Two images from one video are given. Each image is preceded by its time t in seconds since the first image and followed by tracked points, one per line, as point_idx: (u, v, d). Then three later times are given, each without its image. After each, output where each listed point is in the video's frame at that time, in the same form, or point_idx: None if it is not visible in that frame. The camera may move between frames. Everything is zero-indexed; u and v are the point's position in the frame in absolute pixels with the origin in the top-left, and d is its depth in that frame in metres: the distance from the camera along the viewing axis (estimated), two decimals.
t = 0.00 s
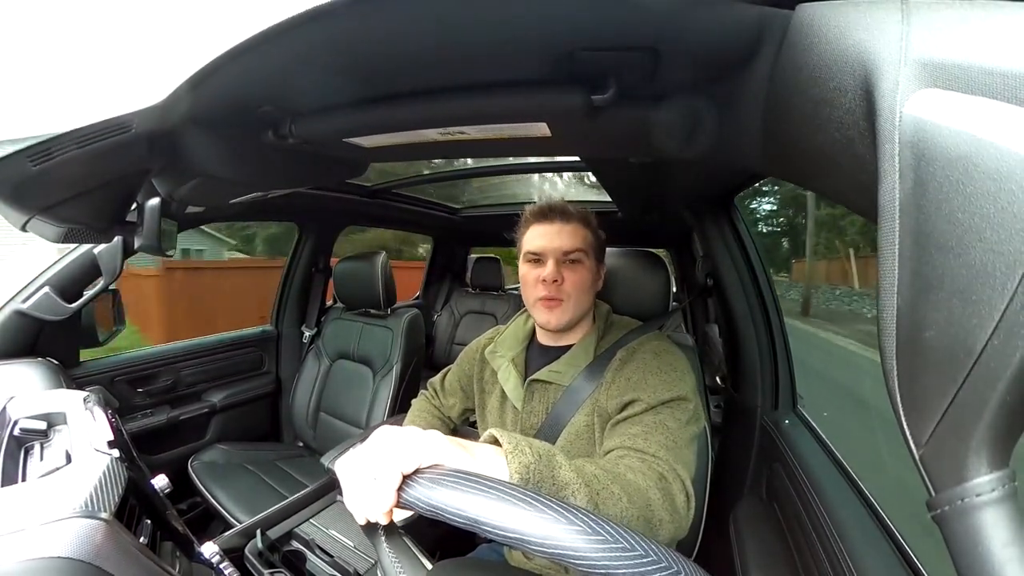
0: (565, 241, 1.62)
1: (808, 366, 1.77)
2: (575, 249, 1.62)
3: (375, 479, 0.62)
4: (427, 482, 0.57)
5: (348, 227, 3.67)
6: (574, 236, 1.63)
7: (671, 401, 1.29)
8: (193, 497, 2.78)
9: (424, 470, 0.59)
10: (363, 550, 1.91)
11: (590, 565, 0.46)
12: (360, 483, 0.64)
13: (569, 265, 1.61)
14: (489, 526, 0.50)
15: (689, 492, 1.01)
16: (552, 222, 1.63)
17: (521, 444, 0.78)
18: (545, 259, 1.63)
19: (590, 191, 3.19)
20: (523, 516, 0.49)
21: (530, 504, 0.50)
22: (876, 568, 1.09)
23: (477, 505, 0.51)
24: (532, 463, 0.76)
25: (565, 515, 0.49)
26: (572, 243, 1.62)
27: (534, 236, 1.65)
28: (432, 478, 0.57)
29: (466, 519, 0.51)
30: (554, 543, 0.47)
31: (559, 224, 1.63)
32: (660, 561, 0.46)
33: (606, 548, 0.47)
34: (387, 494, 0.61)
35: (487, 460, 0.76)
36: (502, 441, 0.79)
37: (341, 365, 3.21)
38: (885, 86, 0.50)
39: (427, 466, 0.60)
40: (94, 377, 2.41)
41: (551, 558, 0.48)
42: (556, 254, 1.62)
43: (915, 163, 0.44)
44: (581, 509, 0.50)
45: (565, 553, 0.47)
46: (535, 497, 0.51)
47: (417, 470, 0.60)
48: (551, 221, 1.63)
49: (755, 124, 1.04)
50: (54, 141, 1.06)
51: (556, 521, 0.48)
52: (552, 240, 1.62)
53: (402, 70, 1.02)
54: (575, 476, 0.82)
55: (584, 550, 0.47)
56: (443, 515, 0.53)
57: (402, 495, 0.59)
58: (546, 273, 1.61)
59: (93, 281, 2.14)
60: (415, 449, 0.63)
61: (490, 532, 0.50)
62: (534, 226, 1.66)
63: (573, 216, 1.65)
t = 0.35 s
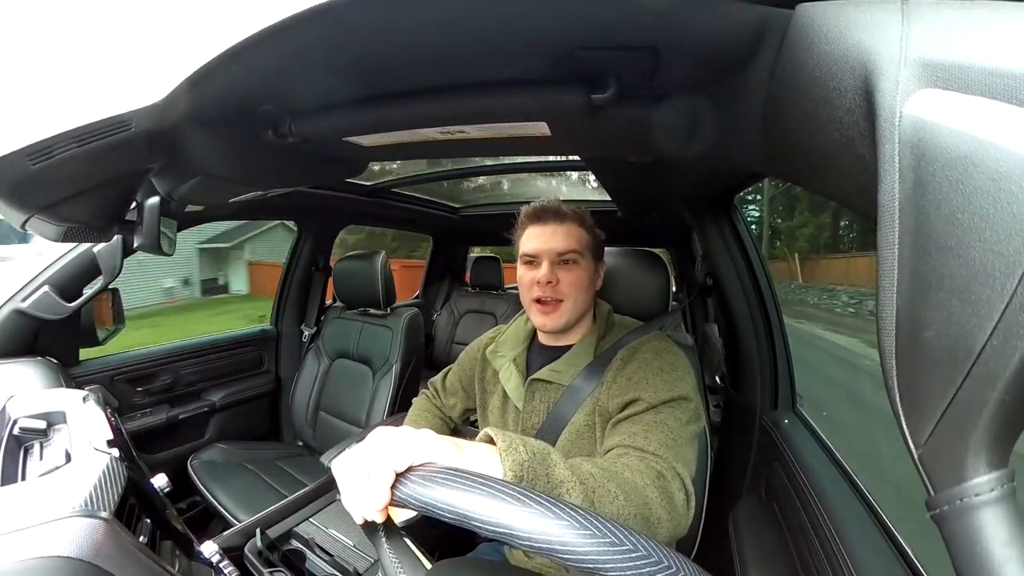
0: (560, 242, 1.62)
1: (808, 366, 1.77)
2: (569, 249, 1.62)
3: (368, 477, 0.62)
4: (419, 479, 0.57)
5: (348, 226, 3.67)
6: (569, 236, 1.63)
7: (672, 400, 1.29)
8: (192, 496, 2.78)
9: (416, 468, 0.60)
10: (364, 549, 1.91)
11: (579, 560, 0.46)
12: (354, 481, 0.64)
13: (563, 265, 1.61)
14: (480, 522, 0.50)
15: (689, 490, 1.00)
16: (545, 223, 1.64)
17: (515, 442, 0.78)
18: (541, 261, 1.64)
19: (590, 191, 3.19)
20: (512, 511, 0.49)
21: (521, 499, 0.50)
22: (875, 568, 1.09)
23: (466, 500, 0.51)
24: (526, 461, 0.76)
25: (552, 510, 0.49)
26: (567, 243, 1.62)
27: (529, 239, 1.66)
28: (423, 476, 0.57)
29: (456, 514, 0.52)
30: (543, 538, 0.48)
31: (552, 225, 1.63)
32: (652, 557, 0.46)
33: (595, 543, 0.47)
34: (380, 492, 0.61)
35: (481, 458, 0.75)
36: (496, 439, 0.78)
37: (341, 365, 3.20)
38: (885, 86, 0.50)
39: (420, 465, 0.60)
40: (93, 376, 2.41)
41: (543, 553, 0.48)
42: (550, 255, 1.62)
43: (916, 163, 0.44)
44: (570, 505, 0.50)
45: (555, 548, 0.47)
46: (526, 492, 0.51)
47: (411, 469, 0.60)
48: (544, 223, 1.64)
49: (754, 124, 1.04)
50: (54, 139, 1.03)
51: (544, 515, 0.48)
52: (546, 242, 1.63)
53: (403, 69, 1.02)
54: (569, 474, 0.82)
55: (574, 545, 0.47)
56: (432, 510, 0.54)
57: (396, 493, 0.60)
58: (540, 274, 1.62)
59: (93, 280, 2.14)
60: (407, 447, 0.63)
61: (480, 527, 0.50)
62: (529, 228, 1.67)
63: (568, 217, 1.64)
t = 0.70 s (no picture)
0: (567, 248, 1.61)
1: (810, 366, 1.77)
2: (576, 255, 1.61)
3: (373, 482, 0.61)
4: (424, 484, 0.57)
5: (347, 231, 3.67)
6: (576, 242, 1.61)
7: (671, 407, 1.30)
8: (194, 502, 2.78)
9: (420, 474, 0.59)
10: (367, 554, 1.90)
11: (587, 564, 0.46)
12: (358, 485, 0.64)
13: (569, 272, 1.61)
14: (486, 527, 0.50)
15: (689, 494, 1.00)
16: (553, 228, 1.62)
17: (520, 449, 0.78)
18: (547, 266, 1.63)
19: (589, 192, 3.19)
20: (519, 516, 0.49)
21: (528, 503, 0.50)
22: (879, 568, 1.09)
23: (473, 506, 0.51)
24: (531, 468, 0.76)
25: (558, 514, 0.49)
26: (574, 250, 1.61)
27: (535, 243, 1.65)
28: (429, 481, 0.57)
29: (463, 519, 0.51)
30: (551, 542, 0.47)
31: (560, 230, 1.62)
32: (659, 559, 0.47)
33: (604, 547, 0.47)
34: (384, 497, 0.61)
35: (485, 464, 0.75)
36: (501, 446, 0.78)
37: (343, 370, 3.20)
38: (882, 84, 0.50)
39: (426, 469, 0.60)
40: (94, 383, 2.40)
41: (550, 558, 0.48)
42: (557, 261, 1.61)
43: (914, 160, 0.44)
44: (575, 508, 0.50)
45: (563, 552, 0.47)
46: (532, 496, 0.51)
47: (418, 475, 0.59)
48: (552, 227, 1.62)
49: (753, 123, 1.04)
50: (53, 146, 1.02)
51: (552, 521, 0.48)
52: (553, 247, 1.61)
53: (401, 72, 1.02)
54: (572, 481, 0.82)
55: (581, 548, 0.47)
56: (438, 515, 0.54)
57: (400, 497, 0.59)
58: (546, 279, 1.61)
59: (93, 287, 2.14)
60: (413, 451, 0.63)
61: (487, 532, 0.50)
62: (536, 231, 1.65)
63: (575, 222, 1.62)
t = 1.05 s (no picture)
0: (557, 244, 1.61)
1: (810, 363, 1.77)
2: (568, 252, 1.61)
3: (375, 481, 0.61)
4: (425, 483, 0.57)
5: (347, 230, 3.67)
6: (566, 238, 1.62)
7: (670, 398, 1.29)
8: (196, 503, 2.78)
9: (421, 472, 0.60)
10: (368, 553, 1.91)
11: (587, 562, 0.46)
12: (359, 483, 0.64)
13: (561, 268, 1.61)
14: (487, 525, 0.50)
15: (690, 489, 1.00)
16: (542, 225, 1.63)
17: (520, 445, 0.78)
18: (538, 263, 1.63)
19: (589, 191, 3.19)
20: (520, 514, 0.49)
21: (529, 501, 0.50)
22: (879, 564, 1.09)
23: (473, 503, 0.51)
24: (531, 464, 0.76)
25: (559, 513, 0.49)
26: (564, 245, 1.61)
27: (527, 241, 1.65)
28: (430, 480, 0.57)
29: (464, 516, 0.52)
30: (552, 540, 0.47)
31: (549, 226, 1.62)
32: (658, 557, 0.47)
33: (603, 545, 0.47)
34: (386, 495, 0.61)
35: (486, 462, 0.75)
36: (500, 443, 0.78)
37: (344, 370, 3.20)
38: (883, 81, 0.50)
39: (427, 468, 0.60)
40: (94, 384, 2.40)
41: (551, 556, 0.48)
42: (547, 257, 1.61)
43: (914, 157, 0.44)
44: (577, 507, 0.50)
45: (563, 550, 0.47)
46: (533, 494, 0.51)
47: (418, 474, 0.60)
48: (542, 225, 1.62)
49: (753, 120, 1.04)
50: (51, 148, 1.02)
51: (552, 519, 0.48)
52: (544, 244, 1.62)
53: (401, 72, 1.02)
54: (573, 475, 0.82)
55: (581, 546, 0.47)
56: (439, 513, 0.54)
57: (401, 497, 0.60)
58: (538, 277, 1.61)
59: (93, 288, 2.14)
60: (414, 450, 0.63)
61: (487, 530, 0.50)
62: (527, 230, 1.66)
63: (564, 218, 1.63)
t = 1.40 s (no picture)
0: (561, 248, 1.60)
1: (811, 358, 1.77)
2: (572, 255, 1.60)
3: (377, 479, 0.62)
4: (428, 481, 0.57)
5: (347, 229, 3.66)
6: (569, 241, 1.61)
7: (671, 395, 1.29)
8: (198, 502, 2.79)
9: (425, 470, 0.59)
10: (371, 551, 1.91)
11: (592, 559, 0.46)
12: (362, 482, 0.64)
13: (566, 271, 1.60)
14: (492, 523, 0.50)
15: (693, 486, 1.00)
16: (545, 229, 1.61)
17: (523, 444, 0.78)
18: (542, 267, 1.62)
19: (589, 187, 3.19)
20: (525, 512, 0.49)
21: (534, 500, 0.50)
22: (879, 559, 1.09)
23: (478, 502, 0.51)
24: (534, 463, 0.76)
25: (564, 510, 0.49)
26: (568, 249, 1.60)
27: (529, 245, 1.64)
28: (433, 480, 0.57)
29: (469, 515, 0.52)
30: (558, 539, 0.48)
31: (552, 230, 1.61)
32: (662, 554, 0.47)
33: (608, 543, 0.47)
34: (389, 494, 0.61)
35: (489, 459, 0.75)
36: (503, 441, 0.79)
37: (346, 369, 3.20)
38: (884, 76, 0.50)
39: (430, 466, 0.60)
40: (96, 385, 2.41)
41: (556, 554, 0.48)
42: (551, 262, 1.60)
43: (914, 152, 0.44)
44: (582, 504, 0.50)
45: (568, 548, 0.47)
46: (537, 492, 0.51)
47: (422, 472, 0.59)
48: (545, 229, 1.61)
49: (753, 116, 1.04)
50: (49, 150, 1.02)
51: (557, 518, 0.48)
52: (547, 248, 1.60)
53: (399, 70, 1.02)
54: (576, 472, 0.82)
55: (586, 544, 0.47)
56: (444, 512, 0.54)
57: (405, 495, 0.59)
58: (542, 280, 1.61)
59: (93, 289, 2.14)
60: (416, 448, 0.63)
61: (493, 529, 0.50)
62: (529, 233, 1.64)
63: (566, 221, 1.61)
